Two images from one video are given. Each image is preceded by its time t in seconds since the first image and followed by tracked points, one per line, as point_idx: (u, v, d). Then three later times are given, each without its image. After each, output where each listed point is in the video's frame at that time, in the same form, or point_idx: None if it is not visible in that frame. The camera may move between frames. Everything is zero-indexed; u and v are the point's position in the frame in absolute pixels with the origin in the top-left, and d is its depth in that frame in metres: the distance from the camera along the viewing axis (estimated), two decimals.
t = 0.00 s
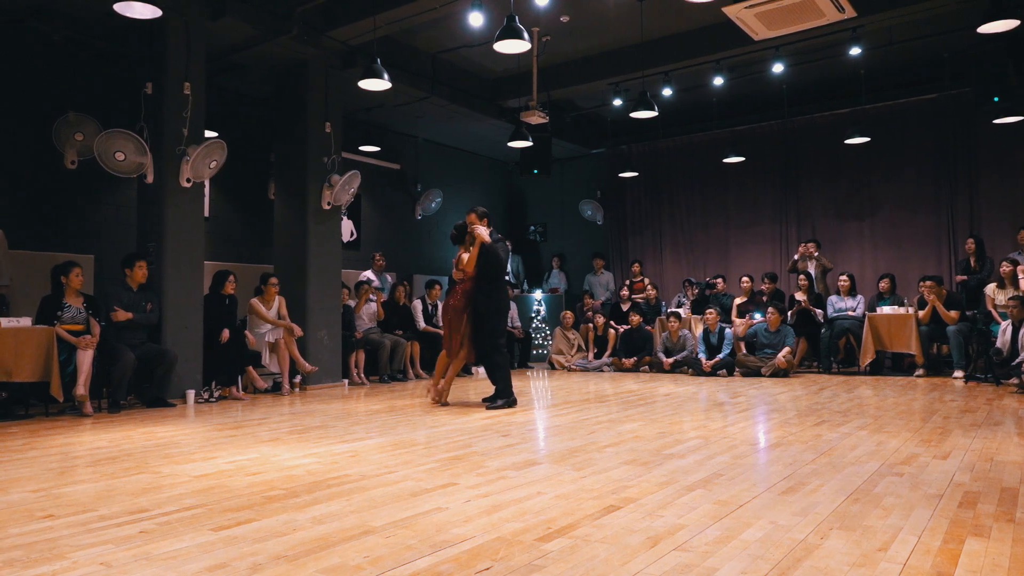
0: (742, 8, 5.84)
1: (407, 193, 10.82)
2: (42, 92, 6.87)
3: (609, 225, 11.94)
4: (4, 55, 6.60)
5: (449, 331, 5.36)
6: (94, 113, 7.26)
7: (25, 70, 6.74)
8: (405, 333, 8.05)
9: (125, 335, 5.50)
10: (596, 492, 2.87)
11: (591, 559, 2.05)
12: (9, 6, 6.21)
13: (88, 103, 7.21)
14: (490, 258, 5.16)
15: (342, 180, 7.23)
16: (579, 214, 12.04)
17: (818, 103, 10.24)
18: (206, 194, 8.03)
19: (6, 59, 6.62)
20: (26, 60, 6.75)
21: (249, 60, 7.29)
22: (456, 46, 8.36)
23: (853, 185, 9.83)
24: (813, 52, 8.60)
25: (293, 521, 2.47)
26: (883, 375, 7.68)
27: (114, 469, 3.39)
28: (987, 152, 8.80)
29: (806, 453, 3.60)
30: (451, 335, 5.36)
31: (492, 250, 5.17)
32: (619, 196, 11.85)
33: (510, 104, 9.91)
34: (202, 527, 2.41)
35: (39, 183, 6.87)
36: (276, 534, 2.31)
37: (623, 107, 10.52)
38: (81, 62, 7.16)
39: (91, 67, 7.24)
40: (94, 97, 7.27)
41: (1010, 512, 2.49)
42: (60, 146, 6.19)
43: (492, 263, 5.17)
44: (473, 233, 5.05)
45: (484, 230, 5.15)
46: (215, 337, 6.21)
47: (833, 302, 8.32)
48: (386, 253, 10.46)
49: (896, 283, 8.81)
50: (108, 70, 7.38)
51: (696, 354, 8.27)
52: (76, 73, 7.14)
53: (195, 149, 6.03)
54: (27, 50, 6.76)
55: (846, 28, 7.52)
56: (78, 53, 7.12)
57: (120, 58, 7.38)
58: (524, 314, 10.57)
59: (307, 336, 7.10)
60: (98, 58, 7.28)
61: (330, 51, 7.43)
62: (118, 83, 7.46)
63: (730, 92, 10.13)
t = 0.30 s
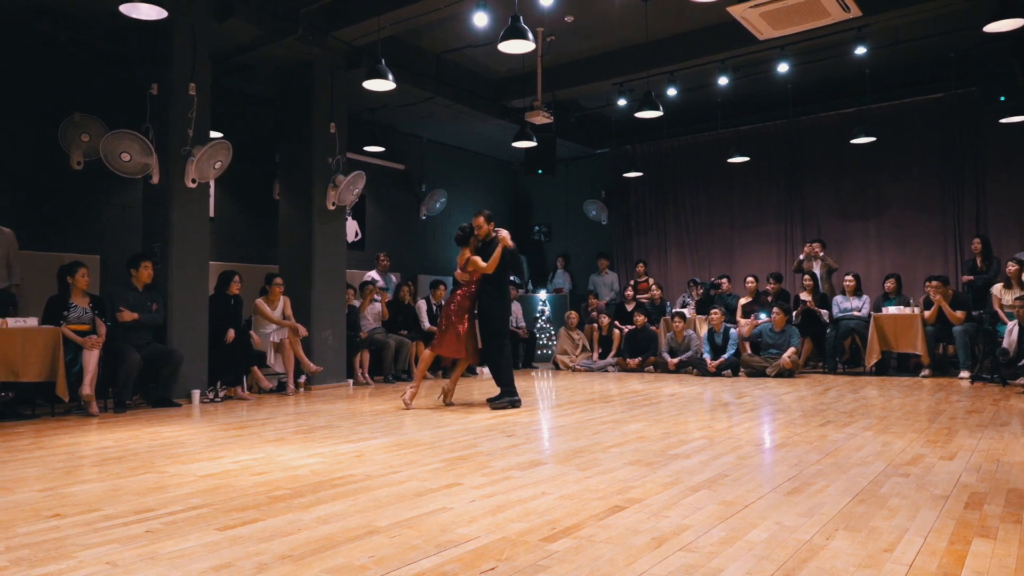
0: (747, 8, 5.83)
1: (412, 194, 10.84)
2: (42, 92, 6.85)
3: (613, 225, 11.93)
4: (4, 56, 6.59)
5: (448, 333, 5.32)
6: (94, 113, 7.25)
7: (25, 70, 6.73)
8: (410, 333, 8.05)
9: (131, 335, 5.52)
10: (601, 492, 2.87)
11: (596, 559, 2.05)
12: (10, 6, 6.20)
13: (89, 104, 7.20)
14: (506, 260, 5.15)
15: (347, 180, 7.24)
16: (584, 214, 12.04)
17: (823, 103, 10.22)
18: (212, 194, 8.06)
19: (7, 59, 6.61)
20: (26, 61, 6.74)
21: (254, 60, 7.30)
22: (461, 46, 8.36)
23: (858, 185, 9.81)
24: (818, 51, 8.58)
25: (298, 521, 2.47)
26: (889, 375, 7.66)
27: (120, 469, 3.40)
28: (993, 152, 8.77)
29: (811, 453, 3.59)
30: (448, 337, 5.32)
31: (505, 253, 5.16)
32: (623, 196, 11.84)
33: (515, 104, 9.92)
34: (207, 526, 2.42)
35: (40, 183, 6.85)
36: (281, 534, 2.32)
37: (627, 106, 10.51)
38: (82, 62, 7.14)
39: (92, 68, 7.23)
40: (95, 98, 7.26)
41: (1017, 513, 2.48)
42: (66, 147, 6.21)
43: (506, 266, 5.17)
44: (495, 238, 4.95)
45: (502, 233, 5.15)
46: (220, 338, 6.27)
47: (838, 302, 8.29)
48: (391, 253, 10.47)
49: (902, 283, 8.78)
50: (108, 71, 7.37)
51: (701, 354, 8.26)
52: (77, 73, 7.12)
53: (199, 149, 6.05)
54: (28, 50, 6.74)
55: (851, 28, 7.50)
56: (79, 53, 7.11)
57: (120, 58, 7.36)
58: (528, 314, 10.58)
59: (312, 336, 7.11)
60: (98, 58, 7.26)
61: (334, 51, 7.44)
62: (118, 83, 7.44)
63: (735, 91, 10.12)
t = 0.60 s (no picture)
0: (752, 8, 5.81)
1: (417, 194, 10.85)
2: (42, 92, 6.84)
3: (618, 225, 11.92)
4: (4, 56, 6.57)
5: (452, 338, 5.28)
6: (95, 113, 7.23)
7: (26, 71, 6.71)
8: (415, 333, 8.07)
9: (137, 335, 5.55)
10: (606, 493, 2.86)
11: (601, 560, 2.05)
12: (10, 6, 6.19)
13: (89, 103, 7.17)
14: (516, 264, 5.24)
15: (351, 181, 7.23)
16: (589, 214, 12.03)
17: (828, 103, 10.21)
18: (217, 195, 8.08)
19: (7, 59, 6.59)
20: (26, 61, 6.72)
21: (260, 62, 7.32)
22: (465, 46, 8.36)
23: (864, 185, 9.78)
24: (823, 51, 8.56)
25: (303, 521, 2.47)
26: (894, 376, 7.64)
27: (126, 469, 3.41)
28: (1000, 152, 8.73)
29: (817, 454, 3.58)
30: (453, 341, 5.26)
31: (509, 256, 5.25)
32: (628, 197, 11.82)
33: (519, 104, 9.92)
34: (214, 526, 2.42)
35: (47, 184, 6.89)
36: (286, 534, 2.32)
37: (632, 107, 10.50)
38: (82, 62, 7.12)
39: (92, 68, 7.20)
40: (95, 98, 7.23)
41: None
42: (72, 148, 6.23)
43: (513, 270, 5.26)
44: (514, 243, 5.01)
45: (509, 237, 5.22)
46: (226, 337, 6.29)
47: (844, 302, 8.29)
48: (396, 254, 10.49)
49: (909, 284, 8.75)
50: (108, 71, 7.34)
51: (706, 354, 8.26)
52: (77, 73, 7.10)
53: (205, 150, 6.07)
54: (28, 50, 6.73)
55: (857, 28, 7.49)
56: (79, 53, 7.09)
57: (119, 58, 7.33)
58: (533, 315, 10.60)
59: (317, 336, 7.13)
60: (98, 58, 7.23)
61: (340, 53, 7.46)
62: (118, 83, 7.42)
63: (740, 91, 10.10)
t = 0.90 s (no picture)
0: (758, 9, 5.81)
1: (422, 197, 10.86)
2: (43, 92, 6.82)
3: (624, 227, 11.91)
4: (4, 56, 6.55)
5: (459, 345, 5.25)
6: (95, 113, 7.20)
7: (26, 70, 6.69)
8: (420, 335, 8.08)
9: (144, 337, 5.53)
10: (612, 495, 2.86)
11: (606, 563, 2.04)
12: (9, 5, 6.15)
13: (89, 104, 7.16)
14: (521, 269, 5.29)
15: (357, 183, 7.25)
16: (594, 216, 12.03)
17: (834, 104, 10.19)
18: (224, 198, 8.11)
19: (7, 59, 6.57)
20: (26, 61, 6.70)
21: (266, 65, 7.35)
22: (471, 49, 8.37)
23: (871, 187, 9.75)
24: (830, 53, 8.53)
25: (309, 523, 2.48)
26: (902, 379, 7.60)
27: (133, 471, 3.42)
28: (1008, 153, 8.69)
29: (824, 457, 3.56)
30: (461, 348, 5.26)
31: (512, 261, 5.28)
32: (633, 199, 11.81)
33: (525, 107, 9.93)
34: (220, 527, 2.43)
35: (54, 186, 6.91)
36: (293, 536, 2.33)
37: (638, 109, 10.49)
38: (82, 62, 7.11)
39: (92, 68, 7.19)
40: (96, 98, 7.21)
41: None
42: (80, 151, 6.26)
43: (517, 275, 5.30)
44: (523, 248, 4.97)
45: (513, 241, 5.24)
46: (232, 340, 6.30)
47: (850, 305, 8.25)
48: (401, 256, 10.49)
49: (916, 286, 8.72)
50: (109, 71, 7.32)
51: (712, 357, 8.25)
52: (77, 73, 7.08)
53: (212, 152, 6.09)
54: (28, 50, 6.71)
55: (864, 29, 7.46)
56: (79, 53, 7.07)
57: (120, 58, 7.31)
58: (539, 317, 10.61)
59: (323, 339, 7.14)
60: (99, 58, 7.22)
61: (346, 55, 7.48)
62: (119, 83, 7.40)
63: (746, 93, 10.08)
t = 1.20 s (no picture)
0: (764, 11, 5.80)
1: (428, 199, 10.88)
2: (42, 92, 6.79)
3: (629, 229, 11.90)
4: (4, 55, 6.53)
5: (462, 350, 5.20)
6: (95, 113, 7.18)
7: (25, 70, 6.67)
8: (426, 338, 8.10)
9: (151, 339, 5.52)
10: (619, 497, 2.85)
11: (613, 566, 2.04)
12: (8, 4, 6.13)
13: (89, 104, 7.14)
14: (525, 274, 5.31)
15: (363, 185, 7.23)
16: (600, 218, 12.03)
17: (841, 106, 10.16)
18: (231, 200, 8.13)
19: (6, 59, 6.54)
20: (26, 60, 6.68)
21: (273, 67, 7.37)
22: (477, 51, 8.37)
23: (878, 188, 9.72)
24: (837, 54, 8.51)
25: (316, 524, 2.48)
26: (909, 381, 7.57)
27: (140, 472, 3.43)
28: (1016, 154, 8.66)
29: (831, 460, 3.55)
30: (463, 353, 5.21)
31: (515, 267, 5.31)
32: (639, 200, 11.79)
33: (531, 108, 9.94)
34: (227, 529, 2.44)
35: (62, 188, 6.95)
36: (299, 537, 2.33)
37: (644, 110, 10.49)
38: (82, 62, 7.08)
39: (93, 68, 7.16)
40: (95, 98, 7.19)
41: None
42: (88, 153, 6.29)
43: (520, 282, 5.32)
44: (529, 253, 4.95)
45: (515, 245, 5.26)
46: (239, 342, 6.32)
47: (857, 305, 8.19)
48: (407, 258, 10.51)
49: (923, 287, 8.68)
50: (109, 71, 7.30)
51: (718, 359, 8.23)
52: (77, 73, 7.06)
53: (219, 154, 6.11)
54: (28, 50, 6.69)
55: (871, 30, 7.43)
56: (79, 53, 7.05)
57: (120, 58, 7.29)
58: (545, 319, 10.61)
59: (329, 340, 7.15)
60: (99, 58, 7.20)
61: (352, 58, 7.50)
62: (120, 84, 7.38)
63: (753, 94, 10.06)
